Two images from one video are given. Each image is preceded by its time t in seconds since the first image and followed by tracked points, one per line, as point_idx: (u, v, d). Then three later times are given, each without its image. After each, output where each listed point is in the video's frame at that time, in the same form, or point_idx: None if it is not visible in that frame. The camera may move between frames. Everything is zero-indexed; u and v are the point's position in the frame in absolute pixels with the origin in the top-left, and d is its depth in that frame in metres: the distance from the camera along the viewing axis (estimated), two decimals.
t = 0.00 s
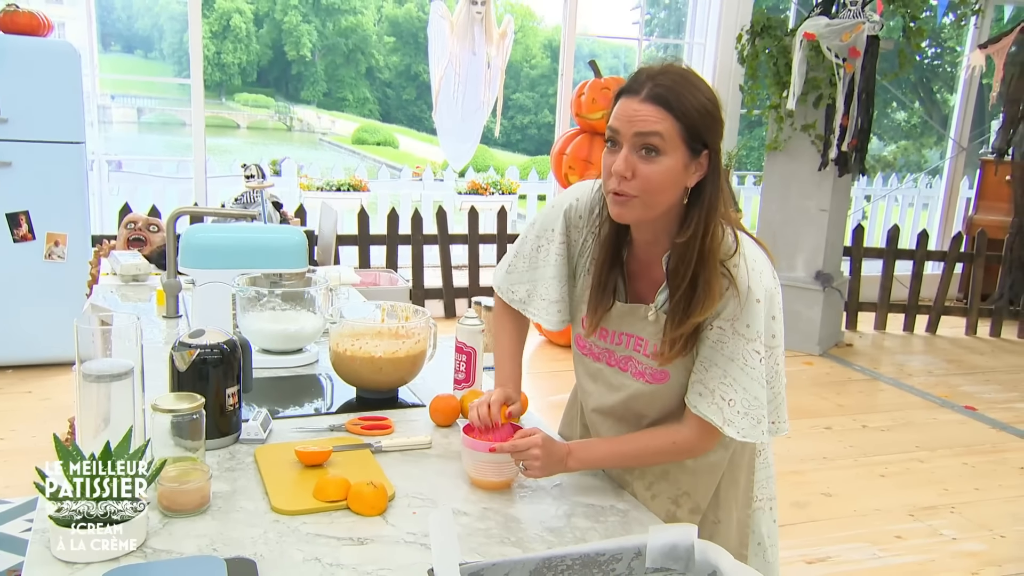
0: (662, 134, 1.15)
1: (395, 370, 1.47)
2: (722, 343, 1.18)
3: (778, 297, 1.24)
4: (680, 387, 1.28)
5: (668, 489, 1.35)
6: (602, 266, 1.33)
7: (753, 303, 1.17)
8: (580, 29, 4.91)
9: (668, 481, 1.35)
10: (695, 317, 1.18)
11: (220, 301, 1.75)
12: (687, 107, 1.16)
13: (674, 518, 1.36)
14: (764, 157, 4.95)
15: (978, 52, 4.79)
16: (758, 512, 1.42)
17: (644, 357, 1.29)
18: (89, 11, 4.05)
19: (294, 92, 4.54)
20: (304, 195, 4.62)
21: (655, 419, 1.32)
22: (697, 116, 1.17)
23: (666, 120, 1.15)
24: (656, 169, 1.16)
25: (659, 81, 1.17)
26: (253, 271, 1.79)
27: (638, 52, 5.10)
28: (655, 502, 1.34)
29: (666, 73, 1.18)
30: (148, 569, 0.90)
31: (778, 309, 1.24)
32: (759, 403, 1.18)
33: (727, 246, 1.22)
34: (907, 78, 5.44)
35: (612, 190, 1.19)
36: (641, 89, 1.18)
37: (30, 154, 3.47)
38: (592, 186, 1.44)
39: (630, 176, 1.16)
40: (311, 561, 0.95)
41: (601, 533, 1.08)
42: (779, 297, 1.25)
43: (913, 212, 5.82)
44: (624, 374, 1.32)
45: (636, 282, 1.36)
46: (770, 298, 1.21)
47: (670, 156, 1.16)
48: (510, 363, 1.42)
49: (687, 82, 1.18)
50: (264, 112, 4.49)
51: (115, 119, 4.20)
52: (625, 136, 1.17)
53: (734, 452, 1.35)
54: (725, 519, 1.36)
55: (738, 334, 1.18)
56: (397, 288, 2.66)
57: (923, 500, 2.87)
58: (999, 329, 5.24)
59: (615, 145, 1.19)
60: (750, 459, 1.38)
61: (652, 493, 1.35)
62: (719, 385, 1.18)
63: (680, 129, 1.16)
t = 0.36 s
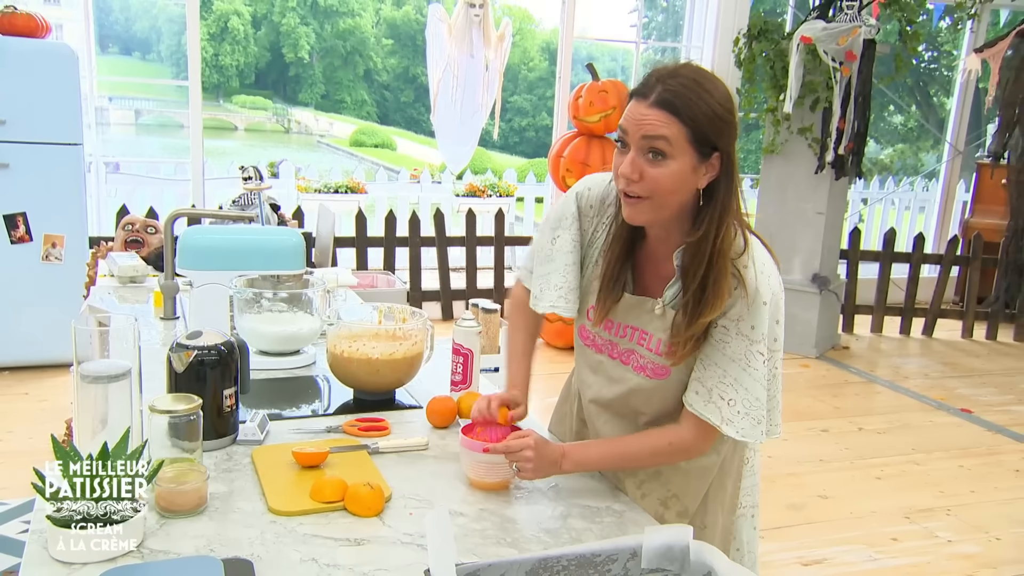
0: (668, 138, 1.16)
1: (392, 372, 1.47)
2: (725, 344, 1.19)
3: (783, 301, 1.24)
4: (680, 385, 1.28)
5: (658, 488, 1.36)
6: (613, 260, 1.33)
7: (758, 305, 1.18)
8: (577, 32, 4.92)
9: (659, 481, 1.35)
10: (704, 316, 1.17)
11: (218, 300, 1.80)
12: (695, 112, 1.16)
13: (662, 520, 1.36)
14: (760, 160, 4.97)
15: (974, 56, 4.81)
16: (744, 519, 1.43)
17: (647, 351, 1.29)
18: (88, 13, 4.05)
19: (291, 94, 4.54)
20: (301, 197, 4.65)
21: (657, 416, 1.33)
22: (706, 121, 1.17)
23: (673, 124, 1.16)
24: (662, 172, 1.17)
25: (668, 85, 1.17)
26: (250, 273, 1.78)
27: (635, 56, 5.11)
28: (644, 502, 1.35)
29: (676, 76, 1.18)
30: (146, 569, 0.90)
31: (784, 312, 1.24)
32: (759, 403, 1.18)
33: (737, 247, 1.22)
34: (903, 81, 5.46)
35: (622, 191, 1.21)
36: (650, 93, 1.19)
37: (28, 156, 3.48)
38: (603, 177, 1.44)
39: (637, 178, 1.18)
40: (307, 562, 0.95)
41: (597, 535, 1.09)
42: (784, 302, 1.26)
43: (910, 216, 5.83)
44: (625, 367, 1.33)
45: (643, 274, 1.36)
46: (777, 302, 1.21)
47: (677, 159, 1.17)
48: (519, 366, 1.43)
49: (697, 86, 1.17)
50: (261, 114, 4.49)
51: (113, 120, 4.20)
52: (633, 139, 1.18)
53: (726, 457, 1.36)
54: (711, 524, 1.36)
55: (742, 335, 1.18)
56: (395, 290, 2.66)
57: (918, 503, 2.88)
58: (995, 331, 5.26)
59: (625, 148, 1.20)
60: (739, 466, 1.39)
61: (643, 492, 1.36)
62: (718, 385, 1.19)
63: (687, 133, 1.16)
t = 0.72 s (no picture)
0: (657, 146, 1.16)
1: (391, 371, 1.48)
2: (718, 348, 1.19)
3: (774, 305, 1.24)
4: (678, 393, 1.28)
5: (667, 486, 1.36)
6: (600, 271, 1.33)
7: (750, 309, 1.18)
8: (576, 32, 4.93)
9: (667, 479, 1.35)
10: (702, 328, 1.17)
11: (217, 300, 1.80)
12: (682, 121, 1.17)
13: (675, 515, 1.37)
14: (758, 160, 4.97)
15: (972, 56, 4.82)
16: (754, 505, 1.44)
17: (644, 362, 1.29)
18: (87, 13, 4.05)
19: (290, 93, 4.54)
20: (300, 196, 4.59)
21: (652, 419, 1.34)
22: (693, 131, 1.17)
23: (662, 133, 1.16)
24: (651, 181, 1.17)
25: (656, 94, 1.18)
26: (247, 272, 1.78)
27: (634, 55, 5.12)
28: (655, 501, 1.35)
29: (663, 86, 1.18)
30: (145, 568, 0.90)
31: (774, 315, 1.24)
32: (756, 404, 1.19)
33: (724, 254, 1.22)
34: (902, 82, 5.47)
35: (610, 201, 1.21)
36: (638, 102, 1.19)
37: (27, 156, 3.48)
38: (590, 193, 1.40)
39: (626, 187, 1.18)
40: (306, 561, 0.96)
41: (595, 533, 1.09)
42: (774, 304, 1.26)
43: (908, 216, 5.84)
44: (622, 379, 1.33)
45: (634, 287, 1.37)
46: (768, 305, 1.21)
47: (666, 168, 1.17)
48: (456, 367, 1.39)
49: (685, 97, 1.18)
50: (260, 114, 4.49)
51: (112, 120, 4.20)
52: (621, 147, 1.18)
53: (729, 448, 1.37)
54: (722, 513, 1.38)
55: (735, 338, 1.18)
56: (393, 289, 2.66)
57: (916, 502, 2.88)
58: (993, 331, 5.27)
59: (613, 157, 1.20)
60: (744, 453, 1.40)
61: (653, 491, 1.36)
62: (713, 387, 1.19)
63: (676, 142, 1.17)
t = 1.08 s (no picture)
0: (693, 123, 1.16)
1: (390, 372, 1.47)
2: (727, 337, 1.18)
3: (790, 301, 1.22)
4: (681, 380, 1.28)
5: (659, 487, 1.36)
6: (625, 253, 1.35)
7: (762, 301, 1.17)
8: (575, 32, 4.92)
9: (659, 480, 1.36)
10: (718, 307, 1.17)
11: (215, 301, 1.79)
12: (718, 98, 1.17)
13: (661, 520, 1.37)
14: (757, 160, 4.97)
15: (972, 57, 4.82)
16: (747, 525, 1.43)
17: (652, 344, 1.30)
18: (85, 13, 4.04)
19: (289, 94, 4.55)
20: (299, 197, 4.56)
21: (654, 414, 1.32)
22: (728, 108, 1.18)
23: (698, 109, 1.16)
24: (685, 158, 1.17)
25: (691, 71, 1.18)
26: (246, 273, 1.78)
27: (633, 56, 5.12)
28: (644, 500, 1.36)
29: (698, 63, 1.19)
30: (143, 570, 0.90)
31: (790, 311, 1.22)
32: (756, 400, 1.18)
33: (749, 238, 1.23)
34: (901, 82, 5.47)
35: (640, 178, 1.20)
36: (672, 79, 1.19)
37: (26, 156, 3.47)
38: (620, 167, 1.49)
39: (659, 164, 1.18)
40: (305, 562, 0.95)
41: (595, 534, 1.09)
42: (792, 300, 1.24)
43: (907, 216, 5.84)
44: (630, 359, 1.34)
45: (654, 269, 1.37)
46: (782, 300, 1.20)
47: (700, 145, 1.17)
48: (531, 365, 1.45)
49: (719, 74, 1.18)
50: (259, 114, 4.49)
51: (111, 121, 4.20)
52: (656, 124, 1.18)
53: (729, 461, 1.36)
54: (716, 530, 1.36)
55: (744, 329, 1.17)
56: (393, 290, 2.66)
57: (916, 502, 2.88)
58: (993, 331, 5.27)
59: (646, 134, 1.20)
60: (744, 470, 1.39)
61: (643, 489, 1.36)
62: (717, 377, 1.18)
63: (711, 119, 1.17)
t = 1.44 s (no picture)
0: (677, 109, 1.17)
1: (390, 370, 1.47)
2: (719, 329, 1.19)
3: (778, 286, 1.24)
4: (676, 375, 1.28)
5: (660, 486, 1.36)
6: (608, 246, 1.33)
7: (751, 289, 1.19)
8: (575, 30, 4.91)
9: (660, 478, 1.36)
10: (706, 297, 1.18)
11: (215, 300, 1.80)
12: (702, 87, 1.18)
13: (663, 519, 1.37)
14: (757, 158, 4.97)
15: (972, 53, 4.81)
16: (751, 523, 1.41)
17: (643, 341, 1.29)
18: (83, 10, 4.03)
19: (289, 92, 4.53)
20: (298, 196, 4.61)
21: (653, 408, 1.32)
22: (712, 97, 1.19)
23: (682, 97, 1.17)
24: (669, 143, 1.18)
25: (676, 59, 1.19)
26: (245, 271, 1.77)
27: (633, 53, 5.11)
28: (645, 499, 1.36)
29: (683, 51, 1.20)
30: (143, 569, 0.90)
31: (780, 299, 1.24)
32: (754, 389, 1.19)
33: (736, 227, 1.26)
34: (901, 79, 5.46)
35: (624, 163, 1.21)
36: (658, 66, 1.20)
37: (25, 154, 3.47)
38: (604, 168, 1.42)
39: (643, 149, 1.18)
40: (305, 561, 0.95)
41: (595, 533, 1.09)
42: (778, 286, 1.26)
43: (907, 213, 5.84)
44: (622, 358, 1.33)
45: (640, 265, 1.36)
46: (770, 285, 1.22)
47: (683, 132, 1.18)
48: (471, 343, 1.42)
49: (705, 63, 1.19)
50: (259, 112, 4.48)
51: (110, 119, 4.19)
52: (641, 110, 1.19)
53: (731, 457, 1.35)
54: (719, 528, 1.36)
55: (735, 319, 1.18)
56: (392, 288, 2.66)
57: (916, 500, 2.88)
58: (993, 329, 5.27)
59: (630, 119, 1.21)
60: (746, 467, 1.38)
61: (644, 488, 1.36)
62: (712, 371, 1.19)
63: (694, 107, 1.18)
